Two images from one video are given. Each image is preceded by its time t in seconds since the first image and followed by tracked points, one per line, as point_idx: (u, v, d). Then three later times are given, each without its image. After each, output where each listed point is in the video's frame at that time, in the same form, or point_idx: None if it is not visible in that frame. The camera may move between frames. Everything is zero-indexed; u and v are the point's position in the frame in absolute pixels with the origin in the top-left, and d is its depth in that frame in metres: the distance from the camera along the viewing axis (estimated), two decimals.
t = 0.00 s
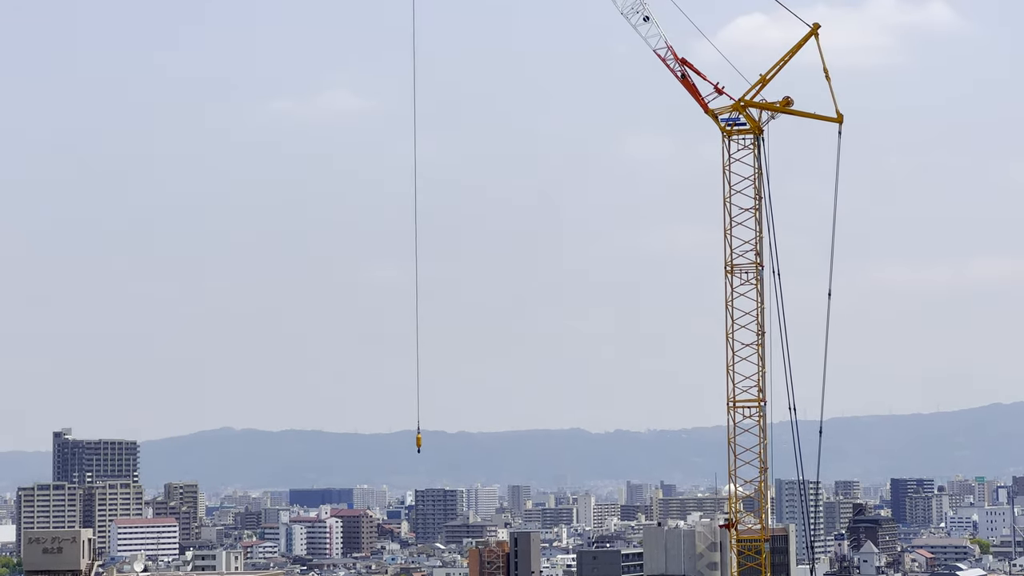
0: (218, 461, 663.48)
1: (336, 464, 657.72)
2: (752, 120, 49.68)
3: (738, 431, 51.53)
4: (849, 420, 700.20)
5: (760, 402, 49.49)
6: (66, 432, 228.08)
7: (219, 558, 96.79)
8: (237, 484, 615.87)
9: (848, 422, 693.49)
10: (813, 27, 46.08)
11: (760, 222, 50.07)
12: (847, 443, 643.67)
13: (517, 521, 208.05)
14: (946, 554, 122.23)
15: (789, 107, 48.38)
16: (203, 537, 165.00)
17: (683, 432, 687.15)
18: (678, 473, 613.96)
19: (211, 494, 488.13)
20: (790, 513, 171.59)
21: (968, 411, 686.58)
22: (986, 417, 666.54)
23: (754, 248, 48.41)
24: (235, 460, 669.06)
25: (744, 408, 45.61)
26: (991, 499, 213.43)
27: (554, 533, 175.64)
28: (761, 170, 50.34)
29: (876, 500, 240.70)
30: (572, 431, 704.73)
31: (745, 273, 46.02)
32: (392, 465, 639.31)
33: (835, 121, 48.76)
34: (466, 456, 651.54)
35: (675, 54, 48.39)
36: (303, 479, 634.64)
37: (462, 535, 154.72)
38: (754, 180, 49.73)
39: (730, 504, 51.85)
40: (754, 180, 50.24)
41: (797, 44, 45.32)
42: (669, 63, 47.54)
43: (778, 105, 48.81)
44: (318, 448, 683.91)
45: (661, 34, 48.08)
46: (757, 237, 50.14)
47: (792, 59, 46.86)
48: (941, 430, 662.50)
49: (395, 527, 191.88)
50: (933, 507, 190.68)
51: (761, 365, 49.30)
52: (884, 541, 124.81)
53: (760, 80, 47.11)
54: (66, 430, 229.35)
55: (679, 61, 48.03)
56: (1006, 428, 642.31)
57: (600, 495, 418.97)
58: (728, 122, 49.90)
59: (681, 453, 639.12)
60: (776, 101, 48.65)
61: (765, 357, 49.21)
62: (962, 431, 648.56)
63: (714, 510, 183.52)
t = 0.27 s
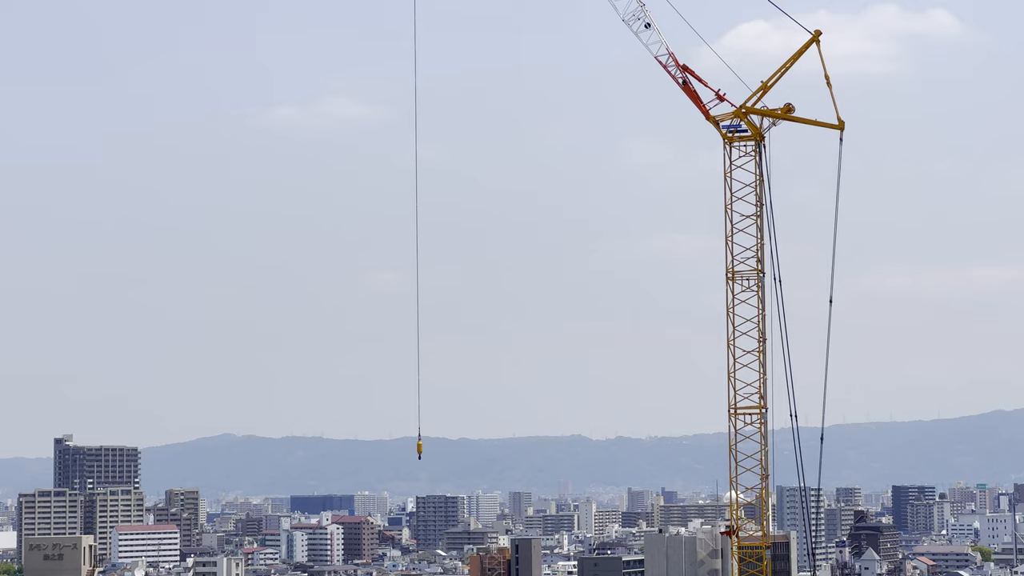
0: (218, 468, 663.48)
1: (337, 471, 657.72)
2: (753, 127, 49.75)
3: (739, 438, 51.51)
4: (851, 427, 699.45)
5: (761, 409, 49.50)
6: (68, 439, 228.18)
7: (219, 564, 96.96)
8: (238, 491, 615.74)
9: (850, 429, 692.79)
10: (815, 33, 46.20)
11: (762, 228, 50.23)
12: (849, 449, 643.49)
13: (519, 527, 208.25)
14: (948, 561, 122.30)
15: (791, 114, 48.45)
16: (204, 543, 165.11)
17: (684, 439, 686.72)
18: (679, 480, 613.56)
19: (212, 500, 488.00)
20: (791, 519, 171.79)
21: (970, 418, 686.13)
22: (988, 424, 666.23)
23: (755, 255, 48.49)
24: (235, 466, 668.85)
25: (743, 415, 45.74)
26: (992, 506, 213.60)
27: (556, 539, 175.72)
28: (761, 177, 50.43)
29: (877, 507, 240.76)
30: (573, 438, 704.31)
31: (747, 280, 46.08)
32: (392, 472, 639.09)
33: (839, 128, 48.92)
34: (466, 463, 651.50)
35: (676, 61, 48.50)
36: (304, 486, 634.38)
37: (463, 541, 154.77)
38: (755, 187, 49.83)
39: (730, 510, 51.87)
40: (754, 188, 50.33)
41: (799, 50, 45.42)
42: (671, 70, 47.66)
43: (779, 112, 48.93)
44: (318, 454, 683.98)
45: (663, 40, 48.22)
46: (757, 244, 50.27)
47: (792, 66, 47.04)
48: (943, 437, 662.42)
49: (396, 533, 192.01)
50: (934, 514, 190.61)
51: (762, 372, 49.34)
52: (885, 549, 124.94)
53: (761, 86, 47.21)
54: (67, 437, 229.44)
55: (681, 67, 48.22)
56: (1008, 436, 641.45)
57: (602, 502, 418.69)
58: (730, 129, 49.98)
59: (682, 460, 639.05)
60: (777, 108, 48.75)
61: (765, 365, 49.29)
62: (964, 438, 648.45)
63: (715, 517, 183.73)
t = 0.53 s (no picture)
0: (219, 474, 663.47)
1: (338, 477, 657.43)
2: (755, 133, 49.79)
3: (741, 446, 51.48)
4: (852, 434, 698.76)
5: (763, 416, 49.50)
6: (69, 445, 228.20)
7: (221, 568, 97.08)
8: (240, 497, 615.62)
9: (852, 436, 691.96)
10: (817, 40, 46.29)
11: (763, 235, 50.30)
12: (850, 456, 643.25)
13: (520, 533, 208.06)
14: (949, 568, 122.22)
15: (792, 120, 48.53)
16: (205, 550, 165.05)
17: (686, 446, 686.18)
18: (681, 487, 613.06)
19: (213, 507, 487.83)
20: (793, 526, 171.64)
21: (971, 425, 686.05)
22: (989, 431, 665.97)
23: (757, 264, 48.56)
24: (237, 473, 668.62)
25: (746, 422, 45.76)
26: (994, 512, 213.47)
27: (557, 546, 175.52)
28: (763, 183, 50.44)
29: (879, 514, 240.57)
30: (575, 445, 703.88)
31: (749, 286, 46.06)
32: (393, 478, 638.79)
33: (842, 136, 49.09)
34: (467, 469, 651.38)
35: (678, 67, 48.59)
36: (305, 492, 634.12)
37: (464, 548, 154.69)
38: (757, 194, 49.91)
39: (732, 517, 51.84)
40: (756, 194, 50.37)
41: (800, 58, 45.49)
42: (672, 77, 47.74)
43: (781, 118, 48.97)
44: (319, 461, 683.86)
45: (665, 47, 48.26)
46: (759, 250, 50.27)
47: (794, 73, 47.06)
48: (944, 443, 662.19)
49: (398, 540, 191.88)
50: (936, 521, 190.39)
51: (763, 379, 49.34)
52: (887, 556, 124.80)
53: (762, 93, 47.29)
54: (69, 443, 229.45)
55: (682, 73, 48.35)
56: (1010, 442, 640.54)
57: (604, 509, 418.47)
58: (730, 135, 50.04)
59: (683, 467, 638.81)
60: (779, 114, 48.81)
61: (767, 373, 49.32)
62: (965, 444, 648.19)
63: (715, 524, 183.62)
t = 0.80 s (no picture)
0: (220, 480, 663.73)
1: (339, 483, 657.41)
2: (757, 140, 49.89)
3: (742, 452, 51.52)
4: (855, 440, 698.44)
5: (765, 421, 49.54)
6: (72, 451, 228.42)
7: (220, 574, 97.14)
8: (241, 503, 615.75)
9: (854, 443, 691.59)
10: (818, 46, 46.43)
11: (763, 241, 50.51)
12: (852, 462, 643.06)
13: (521, 540, 208.11)
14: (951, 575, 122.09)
15: (793, 126, 48.70)
16: (207, 557, 165.12)
17: (688, 452, 686.16)
18: (682, 493, 612.80)
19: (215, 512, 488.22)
20: (794, 533, 171.61)
21: (973, 431, 686.02)
22: (991, 437, 665.78)
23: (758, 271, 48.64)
24: (239, 478, 668.52)
25: (746, 428, 45.79)
26: (996, 519, 213.14)
27: (559, 552, 175.75)
28: (764, 191, 50.60)
29: (881, 520, 240.12)
30: (576, 451, 703.82)
31: (750, 293, 46.16)
32: (395, 484, 638.65)
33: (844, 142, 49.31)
34: (468, 475, 651.25)
35: (679, 73, 48.67)
36: (307, 498, 634.27)
37: (465, 553, 154.76)
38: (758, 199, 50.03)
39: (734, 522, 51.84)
40: (758, 201, 50.48)
41: (801, 64, 45.62)
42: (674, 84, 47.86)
43: (782, 124, 49.09)
44: (320, 466, 684.19)
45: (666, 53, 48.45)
46: (760, 256, 50.33)
47: (795, 78, 47.30)
48: (946, 449, 662.07)
49: (399, 546, 191.83)
50: (938, 528, 190.24)
51: (766, 385, 49.34)
52: (888, 563, 124.64)
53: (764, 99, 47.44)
54: (71, 449, 229.67)
55: (682, 79, 48.52)
56: (1012, 449, 640.27)
57: (606, 515, 418.87)
58: (732, 142, 50.17)
59: (684, 473, 638.59)
60: (779, 121, 48.99)
61: (768, 379, 49.44)
62: (967, 451, 647.98)
63: (717, 530, 183.50)
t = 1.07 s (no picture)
0: (222, 486, 663.82)
1: (340, 489, 657.26)
2: (759, 146, 49.99)
3: (744, 458, 51.57)
4: (856, 447, 698.16)
5: (766, 428, 49.62)
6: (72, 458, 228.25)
7: None
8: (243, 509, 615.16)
9: (856, 449, 691.36)
10: (820, 53, 46.57)
11: (766, 247, 50.66)
12: (853, 469, 642.76)
13: (522, 546, 208.05)
14: None
15: (795, 133, 48.79)
16: (208, 564, 165.02)
17: (689, 459, 685.83)
18: (683, 500, 612.46)
19: (217, 519, 487.65)
20: (796, 540, 171.50)
21: (974, 437, 685.91)
22: (992, 444, 665.55)
23: (760, 277, 48.72)
24: (240, 485, 668.16)
25: (747, 434, 45.92)
26: (998, 526, 213.00)
27: (560, 559, 175.54)
28: (766, 197, 50.68)
29: (882, 527, 239.81)
30: (578, 458, 703.37)
31: (751, 300, 46.32)
32: (396, 491, 638.40)
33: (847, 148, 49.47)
34: (469, 481, 651.08)
35: (681, 80, 48.78)
36: (309, 504, 633.90)
37: (467, 560, 154.54)
38: (761, 207, 50.14)
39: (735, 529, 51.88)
40: (760, 207, 50.55)
41: (804, 70, 45.71)
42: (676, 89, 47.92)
43: (784, 131, 49.18)
44: (321, 473, 684.25)
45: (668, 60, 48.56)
46: (762, 263, 50.44)
47: (797, 85, 47.41)
48: (947, 456, 661.82)
49: (400, 552, 191.82)
50: (940, 535, 190.20)
51: (767, 392, 49.50)
52: (890, 569, 124.58)
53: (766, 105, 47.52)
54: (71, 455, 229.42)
55: (684, 86, 48.75)
56: (1014, 455, 640.03)
57: (608, 522, 418.29)
58: (734, 148, 50.27)
59: (685, 480, 638.37)
60: (782, 126, 49.10)
61: (770, 385, 49.52)
62: (968, 457, 647.73)
63: (718, 536, 183.38)
